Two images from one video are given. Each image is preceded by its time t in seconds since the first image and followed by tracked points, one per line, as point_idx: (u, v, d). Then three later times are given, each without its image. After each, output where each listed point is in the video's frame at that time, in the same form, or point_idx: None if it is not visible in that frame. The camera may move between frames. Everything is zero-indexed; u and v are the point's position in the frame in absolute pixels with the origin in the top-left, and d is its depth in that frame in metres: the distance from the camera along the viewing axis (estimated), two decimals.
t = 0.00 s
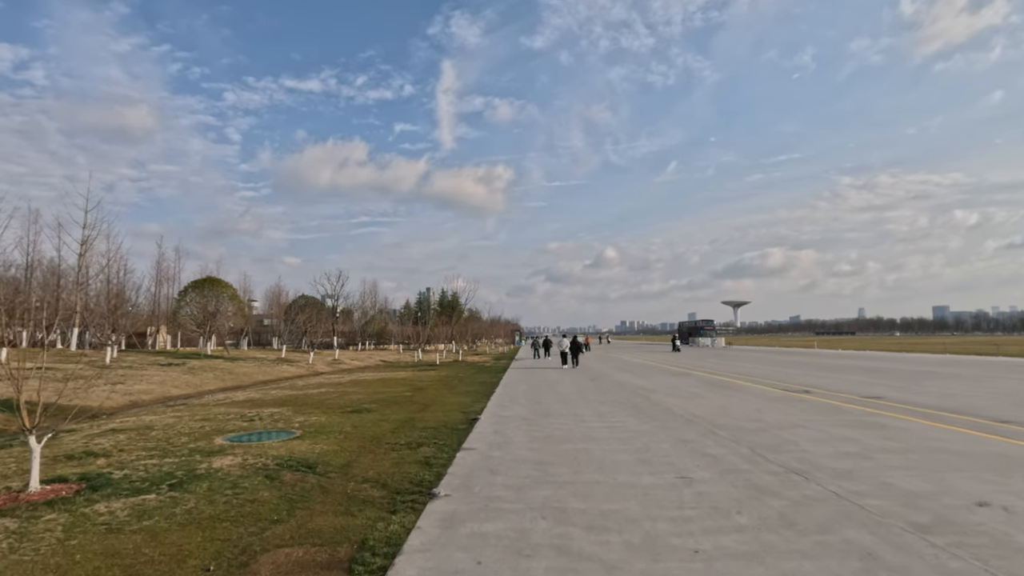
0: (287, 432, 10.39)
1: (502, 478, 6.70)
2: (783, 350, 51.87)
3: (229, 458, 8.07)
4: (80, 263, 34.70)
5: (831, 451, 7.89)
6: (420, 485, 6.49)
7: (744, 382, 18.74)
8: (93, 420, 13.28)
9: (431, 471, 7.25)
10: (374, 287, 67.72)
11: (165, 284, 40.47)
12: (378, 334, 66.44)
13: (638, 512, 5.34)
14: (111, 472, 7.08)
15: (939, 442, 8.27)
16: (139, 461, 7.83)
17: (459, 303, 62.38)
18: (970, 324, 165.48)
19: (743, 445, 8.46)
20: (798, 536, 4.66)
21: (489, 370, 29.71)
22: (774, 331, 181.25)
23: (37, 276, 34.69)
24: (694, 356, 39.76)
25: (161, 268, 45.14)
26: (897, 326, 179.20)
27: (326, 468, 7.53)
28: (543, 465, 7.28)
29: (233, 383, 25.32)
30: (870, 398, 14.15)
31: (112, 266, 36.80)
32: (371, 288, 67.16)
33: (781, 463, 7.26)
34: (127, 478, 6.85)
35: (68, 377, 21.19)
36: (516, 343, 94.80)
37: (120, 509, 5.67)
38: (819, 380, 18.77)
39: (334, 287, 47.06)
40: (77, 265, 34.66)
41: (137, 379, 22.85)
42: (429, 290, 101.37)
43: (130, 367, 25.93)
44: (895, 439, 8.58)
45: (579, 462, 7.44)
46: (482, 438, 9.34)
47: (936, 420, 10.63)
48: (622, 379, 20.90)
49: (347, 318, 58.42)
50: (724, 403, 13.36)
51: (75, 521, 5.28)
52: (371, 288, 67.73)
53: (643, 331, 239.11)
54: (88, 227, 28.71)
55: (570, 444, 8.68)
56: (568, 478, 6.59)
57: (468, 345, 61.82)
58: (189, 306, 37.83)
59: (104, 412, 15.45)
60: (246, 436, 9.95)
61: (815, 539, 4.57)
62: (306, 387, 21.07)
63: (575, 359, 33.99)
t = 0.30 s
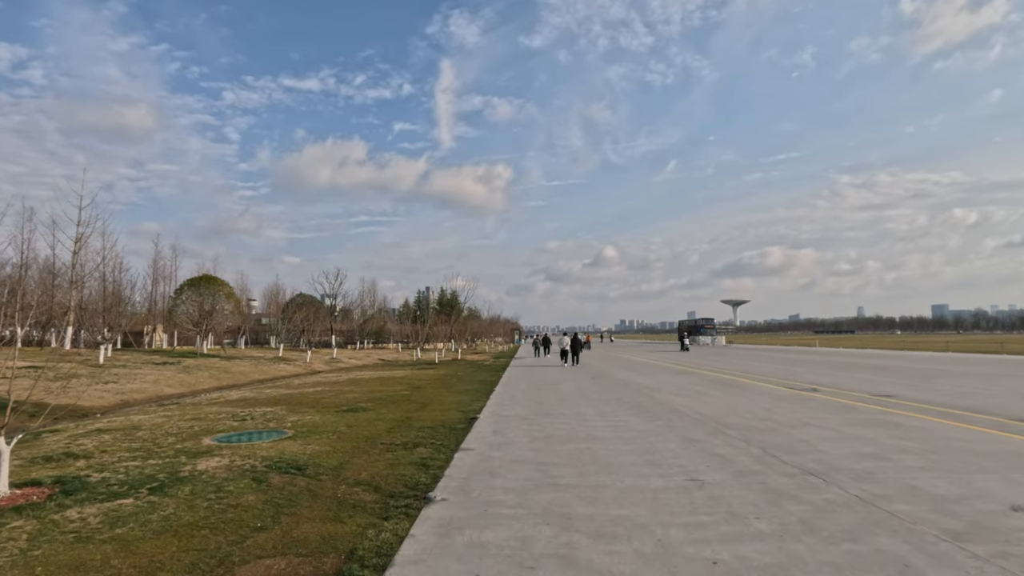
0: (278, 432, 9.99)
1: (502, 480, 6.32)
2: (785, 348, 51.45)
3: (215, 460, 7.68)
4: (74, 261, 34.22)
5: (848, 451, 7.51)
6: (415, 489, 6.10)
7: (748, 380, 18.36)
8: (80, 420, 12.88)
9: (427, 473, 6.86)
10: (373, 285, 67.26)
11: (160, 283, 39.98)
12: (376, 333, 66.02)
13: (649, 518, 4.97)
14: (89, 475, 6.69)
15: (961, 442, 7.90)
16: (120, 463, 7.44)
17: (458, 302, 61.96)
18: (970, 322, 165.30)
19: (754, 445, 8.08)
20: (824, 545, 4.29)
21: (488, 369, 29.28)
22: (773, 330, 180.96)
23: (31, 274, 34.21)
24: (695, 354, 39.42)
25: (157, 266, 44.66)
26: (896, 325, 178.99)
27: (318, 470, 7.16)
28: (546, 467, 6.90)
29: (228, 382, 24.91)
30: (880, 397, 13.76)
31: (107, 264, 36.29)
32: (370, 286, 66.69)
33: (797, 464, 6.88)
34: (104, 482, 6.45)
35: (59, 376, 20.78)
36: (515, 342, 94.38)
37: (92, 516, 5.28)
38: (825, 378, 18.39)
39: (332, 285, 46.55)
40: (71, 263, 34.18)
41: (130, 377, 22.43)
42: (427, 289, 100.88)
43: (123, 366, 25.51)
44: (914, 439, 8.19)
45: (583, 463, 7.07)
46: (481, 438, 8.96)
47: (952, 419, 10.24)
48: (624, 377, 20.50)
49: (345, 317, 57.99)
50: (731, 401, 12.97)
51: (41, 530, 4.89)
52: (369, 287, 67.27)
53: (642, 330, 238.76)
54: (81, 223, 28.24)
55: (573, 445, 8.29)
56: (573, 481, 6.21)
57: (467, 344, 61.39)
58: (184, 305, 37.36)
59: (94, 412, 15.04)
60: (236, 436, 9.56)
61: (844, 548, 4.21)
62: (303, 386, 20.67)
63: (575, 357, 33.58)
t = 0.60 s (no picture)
0: (267, 438, 9.57)
1: (501, 493, 5.92)
2: (787, 348, 51.15)
3: (198, 469, 7.27)
4: (68, 260, 33.78)
5: (866, 460, 7.13)
6: (409, 504, 5.69)
7: (753, 381, 17.98)
8: (66, 424, 12.48)
9: (422, 485, 6.44)
10: (371, 285, 66.83)
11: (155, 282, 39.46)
12: (374, 333, 65.63)
13: (661, 540, 4.57)
14: (61, 488, 6.29)
15: (983, 449, 7.52)
16: (97, 474, 7.04)
17: (456, 301, 61.57)
18: (968, 321, 165.39)
19: (766, 453, 7.69)
20: (856, 570, 3.91)
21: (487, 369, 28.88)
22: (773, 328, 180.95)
23: (23, 274, 33.76)
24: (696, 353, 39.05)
25: (152, 266, 44.14)
26: (895, 324, 178.91)
27: (307, 481, 6.75)
28: (548, 478, 6.50)
29: (223, 383, 24.48)
30: (890, 398, 13.39)
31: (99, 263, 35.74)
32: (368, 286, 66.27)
33: (814, 475, 6.50)
34: (75, 495, 6.04)
35: (49, 377, 20.37)
36: (515, 341, 94.11)
37: (57, 535, 4.89)
38: (831, 378, 18.03)
39: (330, 285, 46.02)
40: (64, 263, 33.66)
41: (123, 379, 22.02)
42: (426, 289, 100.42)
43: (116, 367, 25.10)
44: (933, 446, 7.82)
45: (587, 472, 6.69)
46: (479, 445, 8.55)
47: (968, 423, 9.88)
48: (625, 378, 20.13)
49: (342, 317, 57.58)
50: (736, 404, 12.60)
51: None
52: (367, 286, 66.87)
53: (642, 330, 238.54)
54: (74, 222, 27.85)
55: (576, 451, 7.91)
56: (577, 494, 5.82)
57: (466, 343, 61.01)
58: (179, 304, 36.89)
59: (82, 415, 14.63)
60: (223, 443, 9.16)
61: (879, 575, 3.83)
62: (298, 387, 20.28)
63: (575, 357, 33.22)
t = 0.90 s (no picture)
0: (258, 440, 9.18)
1: (502, 499, 5.53)
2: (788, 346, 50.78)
3: (182, 474, 6.88)
4: (61, 259, 33.28)
5: (888, 462, 6.74)
6: (404, 512, 5.30)
7: (759, 380, 17.60)
8: (52, 426, 12.06)
9: (418, 491, 6.05)
10: (370, 284, 66.37)
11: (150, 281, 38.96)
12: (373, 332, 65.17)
13: (679, 551, 4.18)
14: (32, 495, 5.89)
15: (1009, 450, 7.15)
16: (74, 479, 6.64)
17: (455, 300, 61.17)
18: (968, 319, 165.24)
19: (781, 454, 7.31)
20: None
21: (487, 369, 28.46)
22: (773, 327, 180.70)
23: (16, 273, 33.29)
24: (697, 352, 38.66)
25: (148, 265, 43.63)
26: (895, 322, 178.72)
27: (297, 486, 6.37)
28: (552, 482, 6.11)
29: (218, 383, 24.05)
30: (902, 397, 13.01)
31: (93, 261, 35.23)
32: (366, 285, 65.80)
33: (835, 478, 6.11)
34: (47, 503, 5.64)
35: (39, 378, 19.93)
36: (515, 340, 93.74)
37: (21, 549, 4.50)
38: (839, 377, 17.65)
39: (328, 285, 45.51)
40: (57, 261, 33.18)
41: (115, 379, 21.57)
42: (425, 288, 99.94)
43: (109, 367, 24.65)
44: (956, 446, 7.43)
45: (594, 476, 6.29)
46: (479, 447, 8.16)
47: (987, 422, 9.50)
48: (628, 377, 19.74)
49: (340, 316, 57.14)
50: (744, 403, 12.20)
51: None
52: (366, 286, 66.42)
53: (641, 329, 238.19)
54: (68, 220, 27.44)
55: (581, 453, 7.52)
56: (584, 500, 5.43)
57: (465, 343, 60.56)
58: (174, 303, 36.42)
59: (70, 417, 14.21)
60: (212, 445, 8.78)
61: None
62: (293, 387, 19.87)
63: (576, 356, 32.83)
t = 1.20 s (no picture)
0: (245, 448, 8.79)
1: (498, 515, 5.16)
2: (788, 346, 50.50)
3: (160, 486, 6.50)
4: (54, 259, 32.82)
5: (906, 471, 6.38)
6: (392, 530, 4.92)
7: (762, 382, 17.27)
8: (34, 432, 11.65)
9: (409, 505, 5.67)
10: (367, 284, 65.90)
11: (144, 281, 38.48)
12: (370, 333, 64.74)
13: None
14: None
15: None
16: (45, 492, 6.25)
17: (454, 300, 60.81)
18: (966, 319, 165.13)
19: (793, 463, 6.94)
20: None
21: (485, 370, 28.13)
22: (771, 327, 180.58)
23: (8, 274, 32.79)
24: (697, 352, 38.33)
25: (142, 265, 43.13)
26: (893, 322, 178.63)
27: (281, 499, 5.99)
28: (552, 495, 5.73)
29: (211, 385, 23.63)
30: (911, 400, 12.66)
31: (86, 261, 34.73)
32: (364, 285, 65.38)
33: (852, 490, 5.75)
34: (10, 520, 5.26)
35: (27, 380, 19.49)
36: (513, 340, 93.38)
37: None
38: (842, 378, 17.33)
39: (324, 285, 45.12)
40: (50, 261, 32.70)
41: (105, 381, 21.14)
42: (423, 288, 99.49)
43: (100, 369, 24.19)
44: (974, 454, 7.09)
45: (596, 488, 5.92)
46: (474, 455, 7.78)
47: (1003, 427, 9.14)
48: (628, 379, 19.40)
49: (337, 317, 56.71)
50: (748, 406, 11.85)
51: None
52: (363, 286, 65.97)
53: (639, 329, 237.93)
54: (59, 220, 27.03)
55: (582, 462, 7.15)
56: (586, 515, 5.06)
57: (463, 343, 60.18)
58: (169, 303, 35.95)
59: (55, 421, 13.79)
60: (196, 453, 8.39)
61: None
62: (287, 390, 19.46)
63: (575, 357, 32.46)
